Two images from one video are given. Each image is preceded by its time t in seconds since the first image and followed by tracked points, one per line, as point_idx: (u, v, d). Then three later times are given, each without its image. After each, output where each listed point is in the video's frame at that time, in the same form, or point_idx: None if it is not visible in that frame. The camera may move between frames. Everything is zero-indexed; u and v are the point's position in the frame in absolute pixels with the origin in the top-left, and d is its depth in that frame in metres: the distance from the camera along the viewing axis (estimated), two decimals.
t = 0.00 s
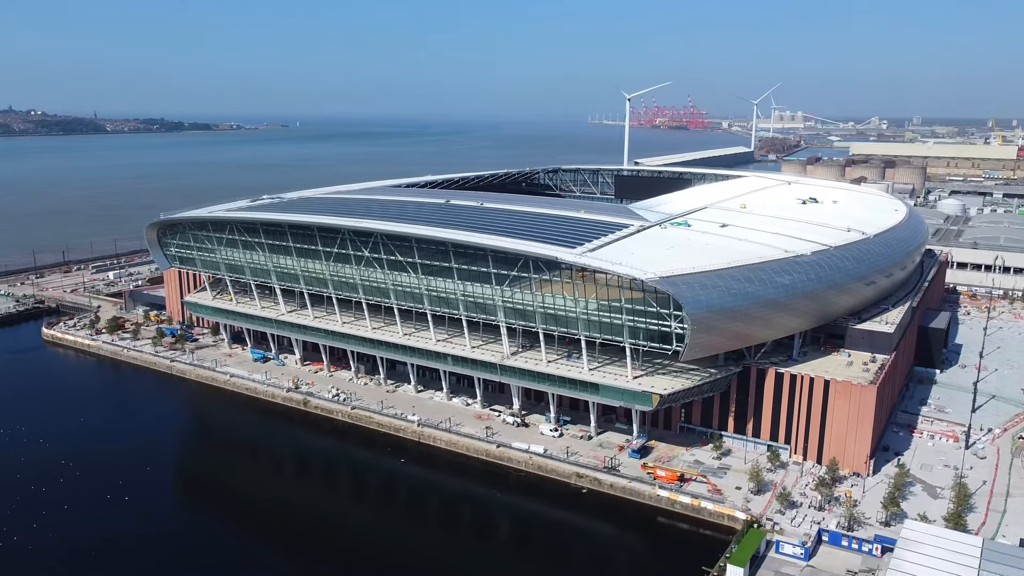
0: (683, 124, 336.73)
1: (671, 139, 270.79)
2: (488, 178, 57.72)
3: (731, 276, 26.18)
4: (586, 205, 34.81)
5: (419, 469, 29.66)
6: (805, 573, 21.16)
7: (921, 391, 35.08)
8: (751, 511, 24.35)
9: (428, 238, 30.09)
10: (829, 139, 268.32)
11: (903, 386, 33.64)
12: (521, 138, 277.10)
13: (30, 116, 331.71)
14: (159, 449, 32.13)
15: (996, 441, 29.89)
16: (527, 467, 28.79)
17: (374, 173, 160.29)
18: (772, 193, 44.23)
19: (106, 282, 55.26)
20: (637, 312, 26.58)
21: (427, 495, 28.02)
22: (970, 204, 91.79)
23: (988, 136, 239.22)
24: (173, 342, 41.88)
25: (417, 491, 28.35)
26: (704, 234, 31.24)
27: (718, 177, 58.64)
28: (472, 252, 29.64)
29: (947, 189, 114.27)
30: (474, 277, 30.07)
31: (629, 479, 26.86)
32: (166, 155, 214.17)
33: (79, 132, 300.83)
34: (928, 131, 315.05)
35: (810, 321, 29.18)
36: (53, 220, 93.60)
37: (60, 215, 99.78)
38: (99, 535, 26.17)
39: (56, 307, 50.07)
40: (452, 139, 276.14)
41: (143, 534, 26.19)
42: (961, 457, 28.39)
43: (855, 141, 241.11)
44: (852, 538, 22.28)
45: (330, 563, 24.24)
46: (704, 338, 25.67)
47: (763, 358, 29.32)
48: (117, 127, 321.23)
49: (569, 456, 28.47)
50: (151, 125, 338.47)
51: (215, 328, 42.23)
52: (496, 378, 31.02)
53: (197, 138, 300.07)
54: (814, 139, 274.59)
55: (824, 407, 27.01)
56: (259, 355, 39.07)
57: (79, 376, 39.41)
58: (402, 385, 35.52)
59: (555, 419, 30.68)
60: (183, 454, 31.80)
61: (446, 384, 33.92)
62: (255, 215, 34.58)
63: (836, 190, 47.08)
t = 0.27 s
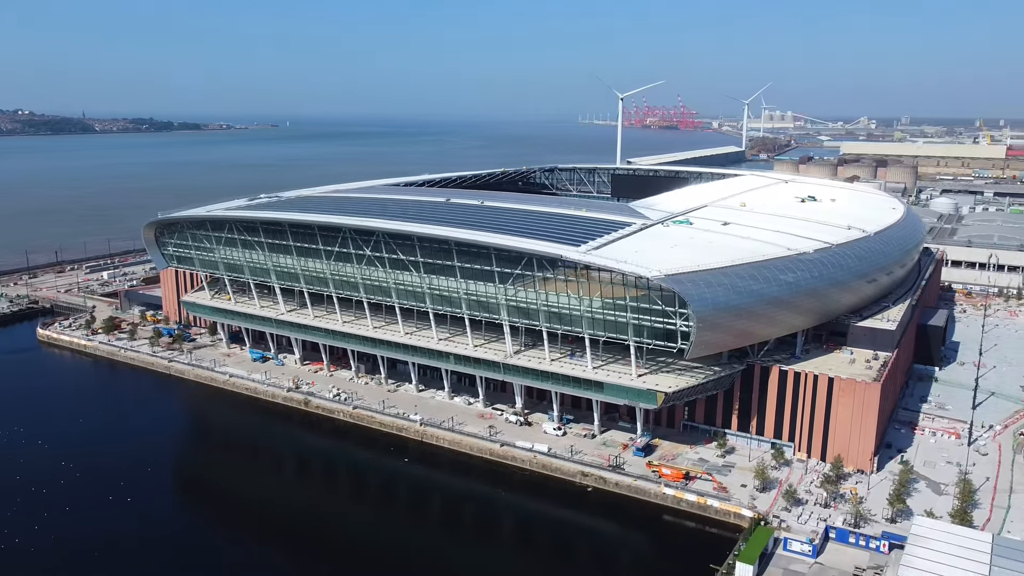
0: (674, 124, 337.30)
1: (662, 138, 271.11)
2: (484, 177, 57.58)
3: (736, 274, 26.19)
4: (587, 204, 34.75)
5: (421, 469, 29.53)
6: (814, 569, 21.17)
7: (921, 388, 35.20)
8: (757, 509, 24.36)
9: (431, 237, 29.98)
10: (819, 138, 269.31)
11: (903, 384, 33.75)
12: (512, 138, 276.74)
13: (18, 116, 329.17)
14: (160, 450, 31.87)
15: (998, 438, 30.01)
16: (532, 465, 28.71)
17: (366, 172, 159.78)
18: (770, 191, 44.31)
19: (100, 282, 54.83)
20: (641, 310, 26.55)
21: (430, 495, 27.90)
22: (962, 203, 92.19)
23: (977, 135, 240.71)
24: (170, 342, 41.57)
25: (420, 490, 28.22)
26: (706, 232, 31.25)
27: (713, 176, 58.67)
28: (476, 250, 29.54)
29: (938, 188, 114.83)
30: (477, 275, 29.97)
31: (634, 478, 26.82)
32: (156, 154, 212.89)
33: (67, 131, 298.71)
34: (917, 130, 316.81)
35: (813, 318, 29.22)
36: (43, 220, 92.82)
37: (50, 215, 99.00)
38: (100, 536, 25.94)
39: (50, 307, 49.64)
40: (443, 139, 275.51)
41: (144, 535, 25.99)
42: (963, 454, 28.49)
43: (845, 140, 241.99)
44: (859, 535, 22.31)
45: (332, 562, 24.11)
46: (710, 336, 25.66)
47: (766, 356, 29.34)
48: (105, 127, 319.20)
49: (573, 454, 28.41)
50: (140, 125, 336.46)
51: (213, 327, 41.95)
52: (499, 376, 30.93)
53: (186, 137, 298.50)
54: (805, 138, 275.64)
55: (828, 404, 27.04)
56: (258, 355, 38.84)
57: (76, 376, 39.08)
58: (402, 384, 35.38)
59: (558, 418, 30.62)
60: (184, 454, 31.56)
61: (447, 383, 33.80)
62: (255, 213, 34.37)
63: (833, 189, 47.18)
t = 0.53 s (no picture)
0: (663, 123, 337.95)
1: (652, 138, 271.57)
2: (479, 176, 57.42)
3: (739, 272, 26.23)
4: (587, 202, 34.69)
5: (421, 468, 29.41)
6: (821, 566, 21.21)
7: (919, 385, 35.33)
8: (762, 506, 24.37)
9: (432, 235, 29.85)
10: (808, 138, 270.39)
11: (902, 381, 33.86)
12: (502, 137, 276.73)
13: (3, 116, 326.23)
14: (159, 451, 31.59)
15: (997, 434, 30.16)
16: (535, 464, 28.64)
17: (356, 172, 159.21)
18: (767, 189, 44.39)
19: (93, 282, 54.35)
20: (645, 308, 26.55)
21: (431, 494, 27.77)
22: (952, 201, 92.67)
23: (964, 134, 242.49)
24: (166, 342, 41.25)
25: (421, 490, 28.09)
26: (707, 230, 31.28)
27: (708, 175, 58.75)
28: (477, 249, 29.45)
29: (927, 187, 115.54)
30: (478, 274, 29.88)
31: (638, 476, 26.80)
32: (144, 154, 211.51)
33: (53, 131, 296.33)
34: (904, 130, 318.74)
35: (815, 316, 29.29)
36: (32, 220, 92.04)
37: (39, 216, 98.11)
38: (100, 538, 25.68)
39: (43, 308, 49.18)
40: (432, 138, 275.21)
41: (144, 536, 25.76)
42: (963, 450, 28.61)
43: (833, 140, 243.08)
44: (865, 532, 22.36)
45: (332, 562, 23.97)
46: (713, 334, 25.67)
47: (768, 353, 29.36)
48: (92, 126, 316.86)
49: (577, 453, 28.36)
50: (127, 125, 334.18)
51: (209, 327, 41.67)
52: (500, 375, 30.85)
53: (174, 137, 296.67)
54: (793, 139, 276.89)
55: (830, 401, 27.10)
56: (255, 355, 38.61)
57: (71, 377, 38.72)
58: (402, 383, 35.23)
59: (560, 417, 30.57)
60: (183, 455, 31.31)
61: (448, 382, 33.68)
62: (252, 212, 34.13)
63: (829, 187, 47.32)
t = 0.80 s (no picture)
0: (654, 123, 338.43)
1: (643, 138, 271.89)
2: (476, 175, 57.31)
3: (744, 270, 26.24)
4: (589, 201, 34.65)
5: (422, 468, 29.29)
6: (830, 563, 21.22)
7: (920, 383, 35.44)
8: (769, 504, 24.38)
9: (436, 234, 29.74)
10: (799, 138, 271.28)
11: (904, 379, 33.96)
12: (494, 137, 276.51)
13: None
14: (159, 452, 31.33)
15: (999, 431, 30.27)
16: (540, 463, 28.57)
17: (348, 172, 158.69)
18: (766, 188, 44.49)
19: (88, 283, 53.94)
20: (651, 307, 26.53)
21: (433, 494, 27.66)
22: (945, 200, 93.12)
23: (954, 134, 244.05)
24: (164, 342, 40.98)
25: (423, 490, 27.97)
26: (710, 228, 31.30)
27: (705, 174, 58.80)
28: (481, 247, 29.37)
29: (919, 186, 116.20)
30: (482, 273, 29.80)
31: (644, 474, 26.76)
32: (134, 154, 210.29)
33: (42, 131, 294.28)
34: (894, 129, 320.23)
35: (818, 314, 29.33)
36: (23, 220, 91.35)
37: (30, 216, 97.34)
38: (101, 539, 25.44)
39: (38, 309, 48.79)
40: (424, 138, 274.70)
41: (146, 537, 25.54)
42: (966, 447, 28.71)
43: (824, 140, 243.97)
44: (873, 529, 22.40)
45: (333, 562, 23.85)
46: (720, 332, 25.65)
47: (772, 351, 29.39)
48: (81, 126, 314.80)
49: (582, 452, 28.30)
50: (117, 125, 332.26)
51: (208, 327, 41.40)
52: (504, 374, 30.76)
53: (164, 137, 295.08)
54: (784, 138, 277.81)
55: (835, 399, 27.13)
56: (255, 355, 38.40)
57: (68, 378, 38.40)
58: (404, 383, 35.11)
59: (564, 416, 30.52)
60: (184, 455, 31.08)
61: (450, 382, 33.58)
62: (253, 211, 33.93)
63: (828, 186, 47.44)
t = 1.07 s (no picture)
0: (647, 123, 338.81)
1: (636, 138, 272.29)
2: (475, 175, 57.21)
3: (750, 268, 26.24)
4: (592, 199, 34.60)
5: (425, 468, 29.16)
6: (840, 561, 21.21)
7: (921, 381, 35.53)
8: (778, 502, 24.37)
9: (440, 232, 29.63)
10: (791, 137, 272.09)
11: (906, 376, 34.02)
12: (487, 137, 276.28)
13: None
14: (161, 452, 31.10)
15: (1002, 428, 30.36)
16: (546, 462, 28.49)
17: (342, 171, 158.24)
18: (766, 186, 44.56)
19: (85, 283, 53.56)
20: (658, 305, 26.50)
21: (436, 494, 27.55)
22: (938, 199, 93.48)
23: (946, 134, 245.37)
24: (164, 342, 40.72)
25: (425, 490, 27.85)
26: (714, 227, 31.29)
27: (704, 174, 58.84)
28: (486, 246, 29.28)
29: (913, 185, 115.83)
30: (486, 271, 29.71)
31: (651, 473, 26.72)
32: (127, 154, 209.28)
33: (32, 131, 292.49)
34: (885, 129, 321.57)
35: (823, 312, 29.35)
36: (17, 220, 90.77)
37: (23, 216, 96.68)
38: (104, 540, 25.24)
39: (35, 309, 48.43)
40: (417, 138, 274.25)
41: (149, 537, 25.35)
42: (970, 445, 28.78)
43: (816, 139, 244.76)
44: (882, 526, 22.42)
45: (336, 562, 23.75)
46: (727, 330, 25.64)
47: (777, 349, 29.40)
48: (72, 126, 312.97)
49: (588, 451, 28.24)
50: (108, 125, 330.63)
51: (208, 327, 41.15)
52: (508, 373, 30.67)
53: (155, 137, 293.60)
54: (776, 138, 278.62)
55: (840, 397, 27.15)
56: (256, 355, 38.21)
57: (67, 378, 38.10)
58: (406, 382, 34.99)
59: (569, 415, 30.46)
60: (186, 456, 30.87)
61: (454, 381, 33.48)
62: (255, 210, 33.75)
63: (827, 184, 47.53)
